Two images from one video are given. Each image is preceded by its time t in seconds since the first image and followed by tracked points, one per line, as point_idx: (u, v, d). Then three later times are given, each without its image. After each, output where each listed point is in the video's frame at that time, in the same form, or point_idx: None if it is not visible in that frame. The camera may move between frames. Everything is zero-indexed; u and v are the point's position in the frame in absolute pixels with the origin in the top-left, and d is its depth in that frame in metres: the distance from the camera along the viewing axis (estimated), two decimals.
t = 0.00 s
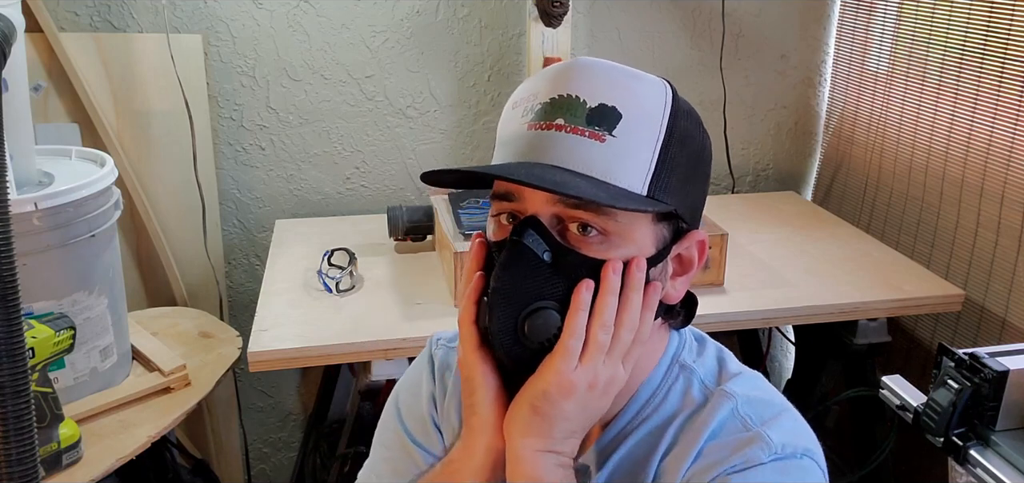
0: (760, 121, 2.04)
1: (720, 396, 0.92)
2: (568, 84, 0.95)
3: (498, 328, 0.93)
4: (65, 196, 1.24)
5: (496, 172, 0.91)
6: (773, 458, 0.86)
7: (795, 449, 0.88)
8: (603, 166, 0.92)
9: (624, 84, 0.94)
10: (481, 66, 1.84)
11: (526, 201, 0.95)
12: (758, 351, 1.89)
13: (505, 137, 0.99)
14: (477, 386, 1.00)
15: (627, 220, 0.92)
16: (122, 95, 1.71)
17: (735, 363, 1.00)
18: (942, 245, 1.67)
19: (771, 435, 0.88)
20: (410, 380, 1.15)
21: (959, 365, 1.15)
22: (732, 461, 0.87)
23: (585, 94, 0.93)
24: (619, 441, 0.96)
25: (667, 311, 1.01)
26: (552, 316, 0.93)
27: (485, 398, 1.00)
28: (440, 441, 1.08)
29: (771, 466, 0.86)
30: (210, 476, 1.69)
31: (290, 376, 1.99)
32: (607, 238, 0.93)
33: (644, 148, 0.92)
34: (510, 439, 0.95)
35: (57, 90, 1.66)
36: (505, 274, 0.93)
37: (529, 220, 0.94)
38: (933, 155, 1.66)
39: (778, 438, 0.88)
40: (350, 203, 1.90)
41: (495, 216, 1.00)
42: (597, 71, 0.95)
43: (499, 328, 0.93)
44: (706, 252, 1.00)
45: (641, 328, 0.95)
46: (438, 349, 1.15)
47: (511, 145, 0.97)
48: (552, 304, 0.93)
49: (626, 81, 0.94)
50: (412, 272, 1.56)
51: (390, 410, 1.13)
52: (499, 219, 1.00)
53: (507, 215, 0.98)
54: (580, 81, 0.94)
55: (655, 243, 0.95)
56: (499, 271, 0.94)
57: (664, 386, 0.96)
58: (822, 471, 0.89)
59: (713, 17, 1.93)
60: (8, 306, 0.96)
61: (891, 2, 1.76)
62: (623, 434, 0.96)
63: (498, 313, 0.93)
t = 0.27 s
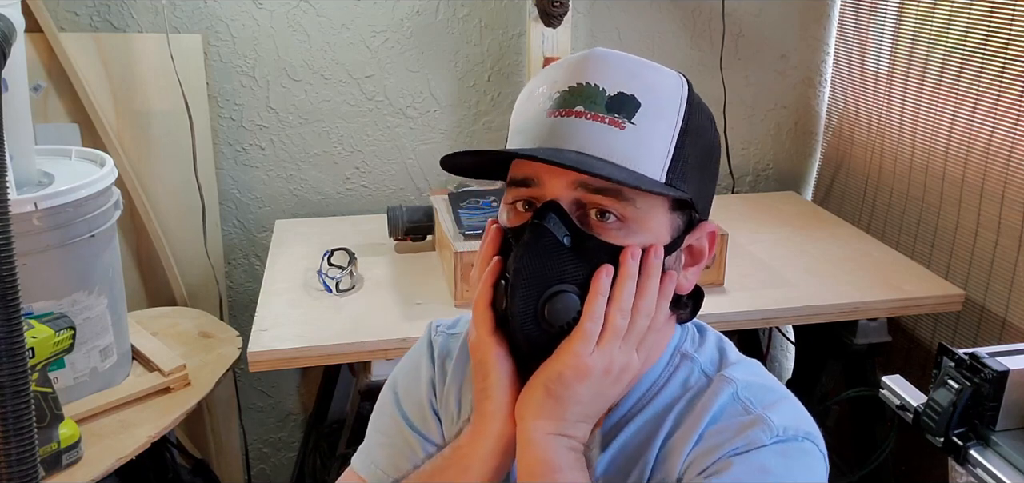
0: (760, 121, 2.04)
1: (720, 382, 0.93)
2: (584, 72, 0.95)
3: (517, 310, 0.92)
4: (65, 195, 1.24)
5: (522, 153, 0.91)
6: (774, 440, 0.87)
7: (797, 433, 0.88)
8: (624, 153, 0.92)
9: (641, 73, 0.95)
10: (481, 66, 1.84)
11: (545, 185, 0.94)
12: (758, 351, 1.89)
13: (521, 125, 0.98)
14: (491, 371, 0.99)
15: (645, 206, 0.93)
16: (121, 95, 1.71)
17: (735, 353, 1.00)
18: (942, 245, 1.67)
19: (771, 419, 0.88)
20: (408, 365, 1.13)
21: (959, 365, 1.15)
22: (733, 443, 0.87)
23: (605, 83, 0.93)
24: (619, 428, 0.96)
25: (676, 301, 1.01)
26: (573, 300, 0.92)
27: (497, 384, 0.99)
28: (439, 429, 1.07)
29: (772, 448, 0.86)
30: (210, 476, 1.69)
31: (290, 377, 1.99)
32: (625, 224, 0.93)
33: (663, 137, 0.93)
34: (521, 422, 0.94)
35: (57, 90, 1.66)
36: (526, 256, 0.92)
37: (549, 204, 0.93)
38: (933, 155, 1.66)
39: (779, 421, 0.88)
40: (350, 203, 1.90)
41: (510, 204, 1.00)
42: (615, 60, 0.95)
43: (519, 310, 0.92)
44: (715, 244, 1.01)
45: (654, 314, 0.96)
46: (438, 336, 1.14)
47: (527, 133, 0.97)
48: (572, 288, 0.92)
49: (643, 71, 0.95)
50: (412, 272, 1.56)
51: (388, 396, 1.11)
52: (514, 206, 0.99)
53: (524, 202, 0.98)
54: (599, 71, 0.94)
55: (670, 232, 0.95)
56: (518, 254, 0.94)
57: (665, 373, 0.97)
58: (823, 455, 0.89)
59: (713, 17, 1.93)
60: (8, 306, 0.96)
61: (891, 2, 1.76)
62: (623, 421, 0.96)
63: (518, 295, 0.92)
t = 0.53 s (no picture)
0: (760, 121, 2.04)
1: (728, 387, 0.93)
2: (584, 76, 0.95)
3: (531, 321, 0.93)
4: (65, 196, 1.24)
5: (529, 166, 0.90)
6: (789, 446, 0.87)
7: (808, 437, 0.88)
8: (628, 158, 0.92)
9: (641, 75, 0.95)
10: (481, 66, 1.84)
11: (551, 192, 0.94)
12: (758, 351, 1.89)
13: (523, 130, 0.98)
14: (471, 386, 1.00)
15: (652, 209, 0.93)
16: (122, 95, 1.71)
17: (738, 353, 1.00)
18: (942, 245, 1.67)
19: (784, 423, 0.88)
20: (409, 370, 1.13)
21: (959, 365, 1.15)
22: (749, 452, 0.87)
23: (606, 86, 0.93)
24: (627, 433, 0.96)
25: (680, 298, 1.01)
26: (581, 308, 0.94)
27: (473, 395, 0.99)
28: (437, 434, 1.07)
29: (787, 455, 0.86)
30: (210, 476, 1.69)
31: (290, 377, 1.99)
32: (633, 228, 0.94)
33: (666, 138, 0.94)
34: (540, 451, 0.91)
35: (57, 90, 1.66)
36: (540, 267, 0.93)
37: (557, 212, 0.93)
38: (933, 155, 1.66)
39: (791, 426, 0.88)
40: (350, 203, 1.90)
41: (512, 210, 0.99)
42: (614, 63, 0.95)
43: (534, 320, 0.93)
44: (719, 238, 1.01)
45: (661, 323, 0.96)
46: (440, 338, 1.14)
47: (531, 139, 0.96)
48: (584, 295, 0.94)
49: (642, 73, 0.95)
50: (412, 272, 1.56)
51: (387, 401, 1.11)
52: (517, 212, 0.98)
53: (528, 208, 0.97)
54: (599, 74, 0.94)
55: (676, 231, 0.95)
56: (529, 264, 0.94)
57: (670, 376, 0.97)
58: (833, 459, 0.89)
59: (713, 17, 1.93)
60: (8, 306, 0.96)
61: (891, 2, 1.76)
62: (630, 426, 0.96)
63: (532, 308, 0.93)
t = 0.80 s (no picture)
0: (760, 121, 2.04)
1: (745, 400, 0.91)
2: (580, 94, 0.95)
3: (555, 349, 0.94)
4: (66, 196, 1.24)
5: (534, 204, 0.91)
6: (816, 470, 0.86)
7: (831, 460, 0.87)
8: (632, 174, 0.94)
9: (637, 88, 0.95)
10: (481, 66, 1.84)
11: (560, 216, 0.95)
12: (758, 351, 1.89)
13: (520, 150, 0.98)
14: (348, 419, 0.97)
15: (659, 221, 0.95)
16: (122, 95, 1.71)
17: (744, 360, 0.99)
18: (942, 245, 1.67)
19: (809, 446, 0.87)
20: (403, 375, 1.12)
21: (959, 365, 1.15)
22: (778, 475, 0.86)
23: (602, 104, 0.94)
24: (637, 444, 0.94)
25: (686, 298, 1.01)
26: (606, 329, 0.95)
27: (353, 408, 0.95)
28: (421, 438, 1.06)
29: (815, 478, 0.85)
30: (210, 476, 1.69)
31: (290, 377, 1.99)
32: (642, 242, 0.95)
33: (667, 150, 0.95)
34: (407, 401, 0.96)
35: (57, 90, 1.66)
36: (559, 293, 0.94)
37: (570, 237, 0.94)
38: (933, 155, 1.66)
39: (816, 448, 0.87)
40: (350, 203, 1.90)
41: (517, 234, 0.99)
42: (607, 77, 0.95)
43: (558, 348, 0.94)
44: (719, 233, 1.01)
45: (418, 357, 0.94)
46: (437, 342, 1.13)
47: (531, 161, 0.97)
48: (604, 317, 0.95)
49: (636, 85, 0.95)
50: (412, 272, 1.56)
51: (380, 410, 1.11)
52: (523, 236, 0.99)
53: (536, 232, 0.98)
54: (594, 91, 0.94)
55: (681, 236, 0.97)
56: (544, 295, 0.95)
57: (679, 386, 0.95)
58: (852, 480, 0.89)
59: (713, 16, 1.93)
60: (8, 306, 0.96)
61: (891, 2, 1.76)
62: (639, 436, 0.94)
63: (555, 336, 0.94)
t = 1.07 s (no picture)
0: (760, 121, 2.04)
1: (745, 406, 0.92)
2: (587, 95, 0.95)
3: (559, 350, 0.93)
4: (66, 196, 1.24)
5: (542, 198, 0.90)
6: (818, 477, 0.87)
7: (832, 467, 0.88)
8: (639, 175, 0.94)
9: (642, 90, 0.96)
10: (481, 66, 1.84)
11: (565, 216, 0.96)
12: (758, 350, 1.89)
13: (523, 150, 0.98)
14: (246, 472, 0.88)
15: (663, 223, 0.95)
16: (121, 95, 1.71)
17: (741, 364, 0.99)
18: (942, 245, 1.67)
19: (811, 453, 0.88)
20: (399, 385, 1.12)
21: (959, 365, 1.15)
22: None
23: (610, 104, 0.95)
24: (637, 449, 0.94)
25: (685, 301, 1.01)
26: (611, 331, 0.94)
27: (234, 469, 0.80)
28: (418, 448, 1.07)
29: None
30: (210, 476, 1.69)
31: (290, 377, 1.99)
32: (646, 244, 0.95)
33: (673, 153, 0.96)
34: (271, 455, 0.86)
35: (57, 90, 1.66)
36: (563, 294, 0.94)
37: (575, 236, 0.94)
38: (933, 155, 1.66)
39: (818, 456, 0.88)
40: (350, 203, 1.90)
41: (519, 235, 0.99)
42: (613, 78, 0.96)
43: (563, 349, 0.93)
44: (717, 237, 1.03)
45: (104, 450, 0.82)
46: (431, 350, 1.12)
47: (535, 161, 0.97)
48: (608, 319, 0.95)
49: (641, 87, 0.96)
50: (413, 272, 1.56)
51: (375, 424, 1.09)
52: (525, 236, 0.99)
53: (538, 232, 0.98)
54: (600, 91, 0.95)
55: (684, 240, 0.98)
56: (548, 295, 0.95)
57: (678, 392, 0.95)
58: None
59: (713, 17, 1.93)
60: (8, 306, 0.96)
61: (891, 2, 1.76)
62: (639, 442, 0.94)
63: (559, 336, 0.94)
